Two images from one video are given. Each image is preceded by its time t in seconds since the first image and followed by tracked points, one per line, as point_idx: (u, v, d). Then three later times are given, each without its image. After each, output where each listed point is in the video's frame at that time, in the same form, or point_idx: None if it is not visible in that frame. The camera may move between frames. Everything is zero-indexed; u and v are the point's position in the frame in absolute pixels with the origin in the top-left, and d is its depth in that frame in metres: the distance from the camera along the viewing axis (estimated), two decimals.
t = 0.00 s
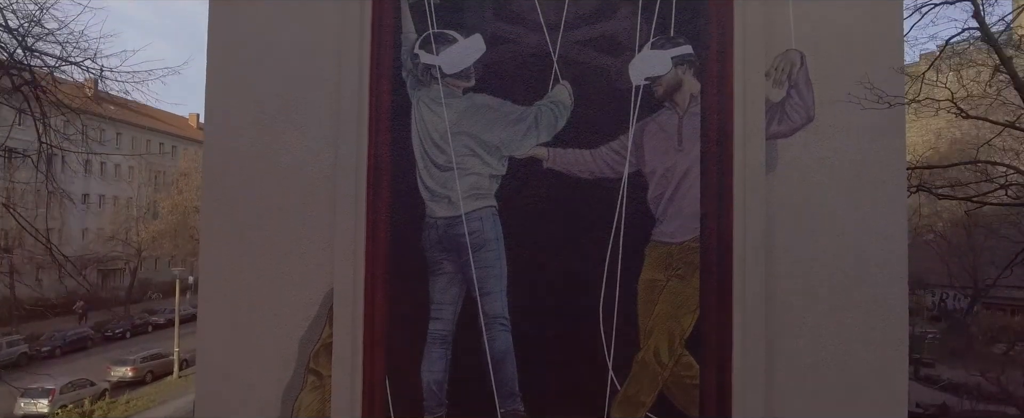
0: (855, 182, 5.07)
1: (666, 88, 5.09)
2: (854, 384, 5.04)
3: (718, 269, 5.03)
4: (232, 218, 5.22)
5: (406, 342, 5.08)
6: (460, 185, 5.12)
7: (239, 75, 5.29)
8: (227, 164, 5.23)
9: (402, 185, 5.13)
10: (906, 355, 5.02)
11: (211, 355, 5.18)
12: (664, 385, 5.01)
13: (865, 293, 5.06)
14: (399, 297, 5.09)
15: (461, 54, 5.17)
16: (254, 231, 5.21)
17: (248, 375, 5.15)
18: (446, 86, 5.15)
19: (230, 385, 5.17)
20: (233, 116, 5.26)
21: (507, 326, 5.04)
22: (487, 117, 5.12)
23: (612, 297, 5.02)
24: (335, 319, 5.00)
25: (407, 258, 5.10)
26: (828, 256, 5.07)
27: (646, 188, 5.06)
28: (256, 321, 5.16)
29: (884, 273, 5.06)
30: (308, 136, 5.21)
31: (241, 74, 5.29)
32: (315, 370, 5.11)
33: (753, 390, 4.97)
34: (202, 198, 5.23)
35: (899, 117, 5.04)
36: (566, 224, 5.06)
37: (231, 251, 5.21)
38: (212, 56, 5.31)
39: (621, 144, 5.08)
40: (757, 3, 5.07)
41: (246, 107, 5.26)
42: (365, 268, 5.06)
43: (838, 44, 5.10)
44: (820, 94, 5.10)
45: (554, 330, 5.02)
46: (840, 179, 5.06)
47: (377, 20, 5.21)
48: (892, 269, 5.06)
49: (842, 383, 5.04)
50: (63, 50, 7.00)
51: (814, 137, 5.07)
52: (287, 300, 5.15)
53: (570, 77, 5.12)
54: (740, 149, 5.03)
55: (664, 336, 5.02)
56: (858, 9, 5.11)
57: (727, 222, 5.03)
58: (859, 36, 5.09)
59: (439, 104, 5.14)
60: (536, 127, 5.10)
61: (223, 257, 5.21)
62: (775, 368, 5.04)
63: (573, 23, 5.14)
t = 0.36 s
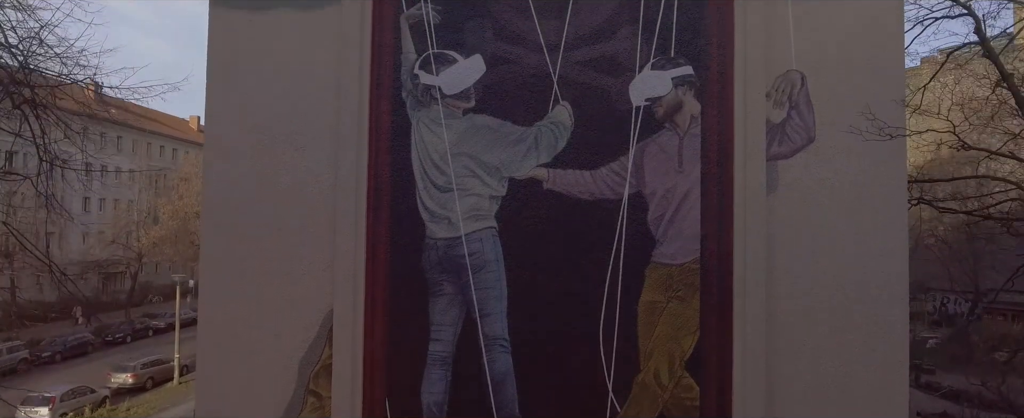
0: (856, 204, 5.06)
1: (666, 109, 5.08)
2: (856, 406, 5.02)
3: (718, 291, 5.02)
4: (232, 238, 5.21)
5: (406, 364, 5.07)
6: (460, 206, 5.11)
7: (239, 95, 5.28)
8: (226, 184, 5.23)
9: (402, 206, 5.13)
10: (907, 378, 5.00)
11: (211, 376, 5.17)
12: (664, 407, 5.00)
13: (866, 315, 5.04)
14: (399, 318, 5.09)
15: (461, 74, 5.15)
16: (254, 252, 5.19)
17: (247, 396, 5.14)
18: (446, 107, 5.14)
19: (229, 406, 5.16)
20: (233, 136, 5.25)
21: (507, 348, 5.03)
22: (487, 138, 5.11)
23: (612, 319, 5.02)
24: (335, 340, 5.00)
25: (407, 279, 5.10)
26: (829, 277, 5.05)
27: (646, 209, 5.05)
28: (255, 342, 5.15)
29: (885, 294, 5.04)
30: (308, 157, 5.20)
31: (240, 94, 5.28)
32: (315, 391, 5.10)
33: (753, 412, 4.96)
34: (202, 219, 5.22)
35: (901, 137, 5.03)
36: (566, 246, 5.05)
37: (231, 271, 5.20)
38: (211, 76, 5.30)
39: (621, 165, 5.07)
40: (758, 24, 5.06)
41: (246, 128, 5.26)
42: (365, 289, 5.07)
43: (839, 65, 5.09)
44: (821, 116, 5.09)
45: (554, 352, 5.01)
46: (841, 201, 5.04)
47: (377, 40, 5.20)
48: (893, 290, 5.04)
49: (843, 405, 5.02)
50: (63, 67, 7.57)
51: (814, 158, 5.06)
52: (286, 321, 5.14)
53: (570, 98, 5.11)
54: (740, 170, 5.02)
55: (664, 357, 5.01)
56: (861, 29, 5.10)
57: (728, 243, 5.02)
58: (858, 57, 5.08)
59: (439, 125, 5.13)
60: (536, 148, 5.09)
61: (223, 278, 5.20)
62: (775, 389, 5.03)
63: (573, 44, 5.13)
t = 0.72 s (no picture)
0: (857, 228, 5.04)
1: (666, 132, 5.07)
2: None
3: (718, 315, 5.01)
4: (232, 262, 5.21)
5: (406, 388, 5.07)
6: (460, 230, 5.10)
7: (238, 118, 5.28)
8: (226, 208, 5.23)
9: (402, 229, 5.13)
10: (909, 402, 5.00)
11: (211, 399, 5.18)
12: None
13: (868, 339, 5.01)
14: (399, 342, 5.09)
15: (460, 98, 5.15)
16: (254, 276, 5.19)
17: None
18: (446, 131, 5.14)
19: None
20: (233, 159, 5.26)
21: (508, 372, 5.03)
22: (487, 161, 5.11)
23: (612, 343, 5.01)
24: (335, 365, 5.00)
25: (407, 304, 5.10)
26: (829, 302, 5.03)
27: (647, 233, 5.04)
28: (255, 365, 5.15)
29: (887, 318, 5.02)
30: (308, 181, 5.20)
31: (240, 117, 5.28)
32: (315, 415, 5.10)
33: None
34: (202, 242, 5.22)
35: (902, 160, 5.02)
36: (566, 270, 5.05)
37: (231, 294, 5.20)
38: (211, 99, 5.30)
39: (622, 189, 5.06)
40: (758, 48, 5.05)
41: (246, 151, 5.26)
42: (365, 314, 5.07)
43: (840, 88, 5.08)
44: (821, 139, 5.08)
45: (554, 376, 5.01)
46: (842, 225, 5.03)
47: (377, 64, 5.20)
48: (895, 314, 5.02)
49: None
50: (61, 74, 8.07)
51: (815, 182, 5.05)
52: (286, 345, 5.14)
53: (571, 121, 5.10)
54: (740, 194, 5.01)
55: (664, 382, 5.00)
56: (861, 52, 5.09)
57: (728, 267, 5.01)
58: (859, 81, 5.08)
59: (438, 149, 5.13)
60: (536, 172, 5.08)
61: (223, 300, 5.20)
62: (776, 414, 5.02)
63: (573, 67, 5.12)
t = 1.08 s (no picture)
0: (858, 251, 5.03)
1: (667, 157, 5.07)
2: None
3: (718, 339, 5.02)
4: (233, 285, 5.21)
5: (406, 412, 5.07)
6: (460, 254, 5.11)
7: (239, 141, 5.28)
8: (226, 231, 5.23)
9: (402, 253, 5.14)
10: None
11: None
12: None
13: (868, 363, 5.01)
14: (399, 366, 5.09)
15: (460, 122, 5.15)
16: (254, 299, 5.19)
17: None
18: (446, 155, 5.14)
19: None
20: (232, 182, 5.25)
21: (508, 396, 5.03)
22: (487, 186, 5.11)
23: (612, 367, 5.01)
24: (335, 390, 5.00)
25: (408, 328, 5.10)
26: (830, 326, 5.03)
27: (647, 258, 5.04)
28: (256, 389, 5.16)
29: (888, 342, 5.01)
30: (308, 204, 5.20)
31: (240, 140, 5.28)
32: None
33: None
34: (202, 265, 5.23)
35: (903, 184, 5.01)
36: (566, 294, 5.05)
37: (231, 318, 5.20)
38: (211, 122, 5.30)
39: (621, 213, 5.06)
40: (758, 72, 5.04)
41: (247, 174, 5.26)
42: (365, 338, 5.08)
43: (840, 112, 5.09)
44: (821, 163, 5.07)
45: (554, 401, 5.01)
46: (842, 249, 5.03)
47: (377, 87, 5.21)
48: (896, 338, 5.00)
49: None
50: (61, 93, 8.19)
51: (815, 205, 5.05)
52: (286, 368, 5.14)
53: (571, 146, 5.10)
54: (741, 219, 5.01)
55: (664, 406, 5.01)
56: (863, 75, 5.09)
57: (728, 291, 5.01)
58: (858, 106, 5.09)
59: (439, 173, 5.13)
60: (536, 196, 5.08)
61: (224, 324, 5.20)
62: None
63: (573, 91, 5.12)
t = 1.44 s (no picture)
0: (859, 275, 5.02)
1: (667, 180, 5.06)
2: None
3: (718, 363, 5.01)
4: (233, 307, 5.20)
5: None
6: (460, 277, 5.11)
7: (239, 163, 5.28)
8: (226, 253, 5.23)
9: (402, 277, 5.13)
10: None
11: None
12: None
13: (869, 386, 5.00)
14: (399, 389, 5.09)
15: (460, 144, 5.15)
16: (255, 322, 5.19)
17: None
18: (446, 178, 5.14)
19: None
20: (232, 203, 5.25)
21: None
22: (487, 208, 5.11)
23: (613, 390, 5.01)
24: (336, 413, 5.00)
25: (408, 351, 5.10)
26: (830, 348, 5.03)
27: (647, 281, 5.04)
28: (257, 412, 5.16)
29: (889, 366, 5.00)
30: (308, 227, 5.20)
31: (240, 163, 5.28)
32: None
33: None
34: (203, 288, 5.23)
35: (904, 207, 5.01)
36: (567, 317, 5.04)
37: (232, 340, 5.20)
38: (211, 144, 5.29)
39: (622, 236, 5.05)
40: (759, 95, 5.04)
41: (247, 196, 5.26)
42: (366, 361, 5.08)
43: (841, 135, 5.08)
44: (822, 186, 5.06)
45: None
46: (843, 272, 5.02)
47: (377, 110, 5.21)
48: (897, 362, 4.99)
49: None
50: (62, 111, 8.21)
51: (816, 229, 5.04)
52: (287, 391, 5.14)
53: (571, 169, 5.10)
54: (741, 242, 5.00)
55: None
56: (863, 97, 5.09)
57: (729, 315, 5.01)
58: (859, 128, 5.08)
59: (439, 195, 5.13)
60: (536, 219, 5.08)
61: (224, 345, 5.20)
62: None
63: (573, 114, 5.12)
